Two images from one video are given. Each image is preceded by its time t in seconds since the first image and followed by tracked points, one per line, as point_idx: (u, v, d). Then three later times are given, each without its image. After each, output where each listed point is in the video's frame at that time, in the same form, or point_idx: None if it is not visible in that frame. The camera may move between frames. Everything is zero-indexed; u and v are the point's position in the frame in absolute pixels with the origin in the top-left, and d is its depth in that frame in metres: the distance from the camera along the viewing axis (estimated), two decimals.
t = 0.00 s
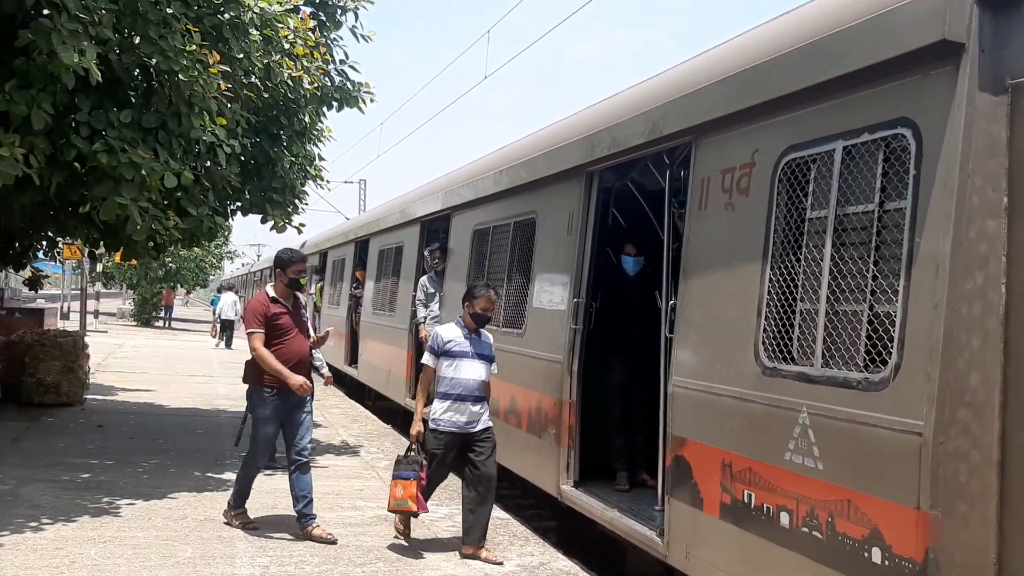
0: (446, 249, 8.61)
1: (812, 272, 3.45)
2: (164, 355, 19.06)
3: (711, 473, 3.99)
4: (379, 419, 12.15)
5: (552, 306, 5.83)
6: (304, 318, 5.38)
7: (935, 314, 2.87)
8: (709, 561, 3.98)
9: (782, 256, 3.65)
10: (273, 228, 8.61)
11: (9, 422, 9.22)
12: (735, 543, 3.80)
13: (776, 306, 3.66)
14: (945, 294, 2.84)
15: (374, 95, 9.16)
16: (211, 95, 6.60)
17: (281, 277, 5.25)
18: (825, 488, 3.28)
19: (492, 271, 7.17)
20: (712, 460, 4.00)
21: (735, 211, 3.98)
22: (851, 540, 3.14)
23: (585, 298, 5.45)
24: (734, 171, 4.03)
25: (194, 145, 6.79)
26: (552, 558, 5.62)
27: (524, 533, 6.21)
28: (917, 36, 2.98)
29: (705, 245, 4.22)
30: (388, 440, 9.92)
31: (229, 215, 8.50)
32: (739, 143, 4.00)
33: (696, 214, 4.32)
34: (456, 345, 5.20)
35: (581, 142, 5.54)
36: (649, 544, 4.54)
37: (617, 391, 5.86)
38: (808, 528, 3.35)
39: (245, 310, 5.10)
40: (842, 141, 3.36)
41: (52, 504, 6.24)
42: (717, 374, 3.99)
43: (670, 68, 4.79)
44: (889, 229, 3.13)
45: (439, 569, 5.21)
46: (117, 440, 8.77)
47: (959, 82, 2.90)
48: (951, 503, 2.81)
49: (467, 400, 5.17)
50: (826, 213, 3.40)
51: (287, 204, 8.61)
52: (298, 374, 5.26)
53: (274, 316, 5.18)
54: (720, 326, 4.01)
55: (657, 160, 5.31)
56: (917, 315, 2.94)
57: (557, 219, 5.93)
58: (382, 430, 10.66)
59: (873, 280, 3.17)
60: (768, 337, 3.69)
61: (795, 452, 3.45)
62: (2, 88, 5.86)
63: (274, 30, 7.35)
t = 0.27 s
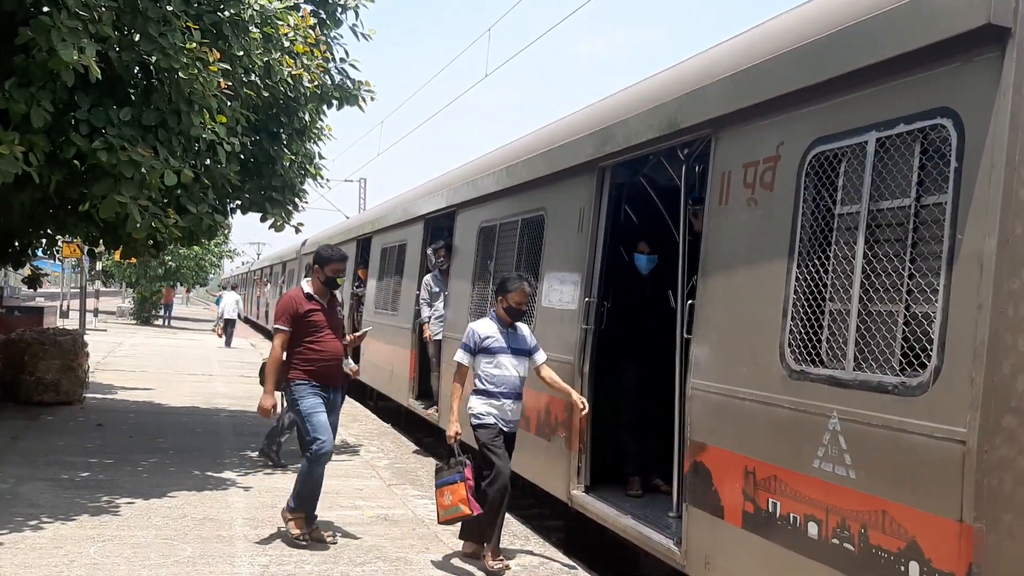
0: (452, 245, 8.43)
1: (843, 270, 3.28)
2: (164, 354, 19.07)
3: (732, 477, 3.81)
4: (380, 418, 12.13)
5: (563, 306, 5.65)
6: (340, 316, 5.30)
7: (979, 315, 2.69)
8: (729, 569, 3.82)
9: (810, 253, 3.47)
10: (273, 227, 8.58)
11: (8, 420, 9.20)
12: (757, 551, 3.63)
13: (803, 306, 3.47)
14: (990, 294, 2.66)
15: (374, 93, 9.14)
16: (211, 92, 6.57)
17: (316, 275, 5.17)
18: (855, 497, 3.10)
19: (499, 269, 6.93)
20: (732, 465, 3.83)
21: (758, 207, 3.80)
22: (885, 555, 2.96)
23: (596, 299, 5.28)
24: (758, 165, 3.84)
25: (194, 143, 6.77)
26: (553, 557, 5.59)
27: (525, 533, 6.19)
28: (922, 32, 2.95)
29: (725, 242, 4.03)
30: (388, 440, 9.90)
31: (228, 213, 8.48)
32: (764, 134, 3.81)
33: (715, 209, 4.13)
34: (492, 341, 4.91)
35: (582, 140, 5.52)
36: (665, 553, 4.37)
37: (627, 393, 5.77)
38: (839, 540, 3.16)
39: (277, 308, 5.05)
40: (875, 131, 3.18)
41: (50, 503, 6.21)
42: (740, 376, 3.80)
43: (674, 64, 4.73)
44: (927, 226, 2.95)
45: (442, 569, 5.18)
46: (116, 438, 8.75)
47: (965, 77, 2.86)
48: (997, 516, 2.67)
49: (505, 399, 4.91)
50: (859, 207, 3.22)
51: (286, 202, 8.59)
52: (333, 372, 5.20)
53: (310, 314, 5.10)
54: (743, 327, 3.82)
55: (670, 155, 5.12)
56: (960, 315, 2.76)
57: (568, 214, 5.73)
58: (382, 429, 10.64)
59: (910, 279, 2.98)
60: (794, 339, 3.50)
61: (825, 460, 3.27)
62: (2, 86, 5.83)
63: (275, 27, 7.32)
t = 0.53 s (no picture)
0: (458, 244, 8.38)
1: (869, 269, 2.92)
2: (169, 352, 19.31)
3: (719, 472, 3.60)
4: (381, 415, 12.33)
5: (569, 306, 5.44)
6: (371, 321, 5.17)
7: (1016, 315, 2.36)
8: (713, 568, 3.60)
9: (836, 250, 3.08)
10: (273, 225, 8.75)
11: (11, 418, 9.39)
12: (742, 549, 3.41)
13: (824, 307, 3.09)
14: None
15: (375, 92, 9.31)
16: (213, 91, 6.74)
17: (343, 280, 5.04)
18: (880, 504, 2.73)
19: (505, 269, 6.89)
20: (751, 470, 3.39)
21: (778, 203, 3.43)
22: (875, 554, 2.74)
23: (607, 297, 5.03)
24: (776, 160, 3.48)
25: (195, 142, 6.94)
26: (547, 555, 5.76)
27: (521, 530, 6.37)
28: (860, 55, 3.02)
29: (742, 240, 3.63)
30: (389, 437, 10.09)
31: (229, 212, 8.66)
32: (783, 127, 3.46)
33: (732, 206, 3.74)
34: (535, 359, 4.44)
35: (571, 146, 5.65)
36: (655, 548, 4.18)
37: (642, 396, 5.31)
38: (864, 549, 2.79)
39: (303, 316, 4.97)
40: (903, 125, 2.84)
41: (53, 500, 6.40)
42: (756, 380, 3.39)
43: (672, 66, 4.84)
44: (957, 222, 2.62)
45: (435, 568, 5.34)
46: (119, 437, 8.94)
47: (910, 92, 2.85)
48: None
49: (554, 421, 4.48)
50: (885, 200, 2.87)
51: (287, 201, 8.76)
52: (363, 380, 5.06)
53: (337, 321, 4.98)
54: (761, 326, 3.41)
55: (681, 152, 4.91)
56: (994, 313, 2.43)
57: (576, 212, 5.56)
58: (382, 426, 10.83)
59: (937, 279, 2.66)
60: (815, 340, 3.11)
61: (848, 465, 2.88)
62: (4, 85, 6.01)
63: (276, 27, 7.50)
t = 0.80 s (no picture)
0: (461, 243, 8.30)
1: (889, 267, 2.93)
2: (168, 351, 19.21)
3: (731, 476, 3.59)
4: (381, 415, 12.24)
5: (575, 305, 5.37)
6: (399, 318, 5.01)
7: None
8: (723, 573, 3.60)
9: (854, 248, 3.08)
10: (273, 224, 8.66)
11: (10, 416, 9.30)
12: (755, 555, 3.40)
13: (842, 307, 3.09)
14: None
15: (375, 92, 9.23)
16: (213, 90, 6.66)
17: (373, 276, 4.85)
18: (901, 510, 2.73)
19: (508, 268, 6.79)
20: (765, 475, 3.39)
21: (791, 202, 3.40)
22: (896, 562, 2.74)
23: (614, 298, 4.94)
24: (790, 157, 3.45)
25: (196, 140, 6.86)
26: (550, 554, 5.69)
27: (523, 529, 6.29)
28: (875, 51, 2.98)
29: (754, 239, 3.60)
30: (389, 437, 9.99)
31: (229, 210, 8.57)
32: (796, 124, 3.43)
33: (743, 204, 3.71)
34: (575, 347, 4.25)
35: (575, 144, 5.61)
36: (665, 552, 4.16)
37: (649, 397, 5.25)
38: (883, 556, 2.78)
39: (335, 313, 4.72)
40: (925, 119, 2.82)
41: (52, 499, 6.31)
42: (771, 381, 3.38)
43: (674, 66, 4.79)
44: (983, 220, 2.63)
45: (437, 566, 5.28)
46: (118, 436, 8.85)
47: (928, 89, 2.82)
48: None
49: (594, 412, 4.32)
50: (906, 198, 2.87)
51: (287, 200, 8.68)
52: (394, 379, 4.90)
53: (369, 318, 4.80)
54: (775, 326, 3.40)
55: (691, 151, 4.88)
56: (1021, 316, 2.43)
57: (581, 210, 5.49)
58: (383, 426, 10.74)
59: (961, 278, 2.67)
60: (833, 340, 3.11)
61: (868, 471, 2.88)
62: (4, 83, 5.93)
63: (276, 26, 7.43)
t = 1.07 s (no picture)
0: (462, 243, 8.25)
1: (904, 267, 2.88)
2: (167, 351, 19.14)
3: (741, 479, 3.55)
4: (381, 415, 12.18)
5: (579, 305, 5.32)
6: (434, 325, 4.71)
7: None
8: None
9: (867, 248, 3.03)
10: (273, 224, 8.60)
11: (10, 416, 9.24)
12: (764, 560, 3.37)
13: (855, 308, 3.04)
14: None
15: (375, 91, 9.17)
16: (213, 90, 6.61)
17: (411, 279, 4.57)
18: (917, 515, 2.69)
19: (511, 268, 6.74)
20: (775, 478, 3.35)
21: (803, 200, 3.35)
22: (912, 568, 2.71)
23: (619, 297, 4.90)
24: (801, 155, 3.40)
25: (196, 139, 6.80)
26: (551, 555, 5.64)
27: (525, 530, 6.24)
28: (885, 47, 2.95)
29: (764, 238, 3.55)
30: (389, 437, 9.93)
31: (229, 209, 8.51)
32: (808, 120, 3.37)
33: (753, 202, 3.66)
34: (631, 360, 4.23)
35: (577, 143, 5.57)
36: (673, 558, 4.12)
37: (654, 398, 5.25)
38: (899, 562, 2.75)
39: (373, 317, 4.38)
40: (941, 116, 2.77)
41: (52, 499, 6.26)
42: (781, 383, 3.34)
43: (674, 65, 4.74)
44: (1002, 219, 2.59)
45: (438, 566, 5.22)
46: (117, 435, 8.80)
47: (939, 86, 2.79)
48: None
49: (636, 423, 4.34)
50: (922, 196, 2.82)
51: (287, 199, 8.62)
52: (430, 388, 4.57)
53: (406, 324, 4.49)
54: (786, 326, 3.35)
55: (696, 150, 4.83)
56: None
57: (585, 209, 5.44)
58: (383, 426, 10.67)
59: (979, 278, 2.63)
60: (845, 342, 3.06)
61: (882, 475, 2.84)
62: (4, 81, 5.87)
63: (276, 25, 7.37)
